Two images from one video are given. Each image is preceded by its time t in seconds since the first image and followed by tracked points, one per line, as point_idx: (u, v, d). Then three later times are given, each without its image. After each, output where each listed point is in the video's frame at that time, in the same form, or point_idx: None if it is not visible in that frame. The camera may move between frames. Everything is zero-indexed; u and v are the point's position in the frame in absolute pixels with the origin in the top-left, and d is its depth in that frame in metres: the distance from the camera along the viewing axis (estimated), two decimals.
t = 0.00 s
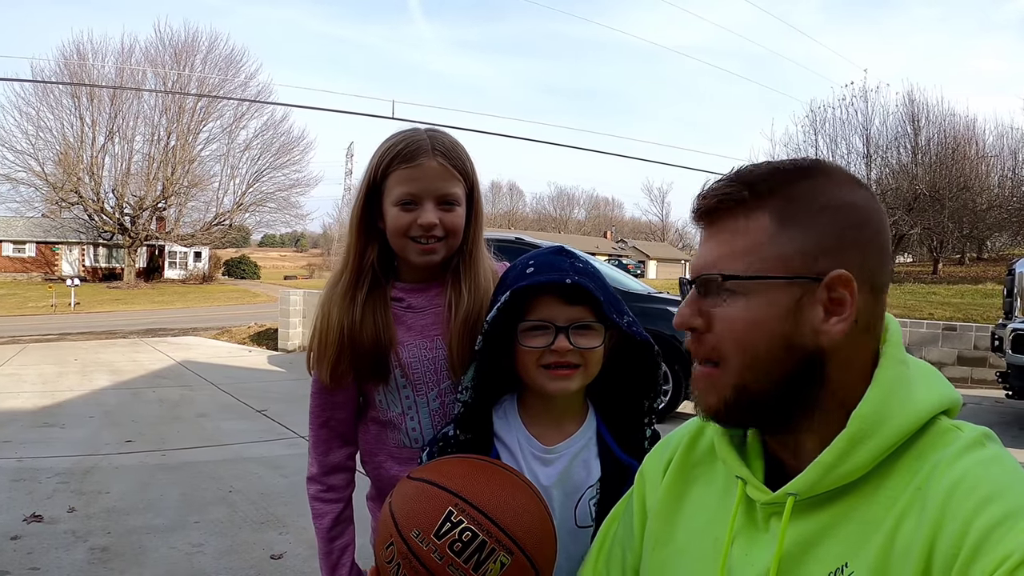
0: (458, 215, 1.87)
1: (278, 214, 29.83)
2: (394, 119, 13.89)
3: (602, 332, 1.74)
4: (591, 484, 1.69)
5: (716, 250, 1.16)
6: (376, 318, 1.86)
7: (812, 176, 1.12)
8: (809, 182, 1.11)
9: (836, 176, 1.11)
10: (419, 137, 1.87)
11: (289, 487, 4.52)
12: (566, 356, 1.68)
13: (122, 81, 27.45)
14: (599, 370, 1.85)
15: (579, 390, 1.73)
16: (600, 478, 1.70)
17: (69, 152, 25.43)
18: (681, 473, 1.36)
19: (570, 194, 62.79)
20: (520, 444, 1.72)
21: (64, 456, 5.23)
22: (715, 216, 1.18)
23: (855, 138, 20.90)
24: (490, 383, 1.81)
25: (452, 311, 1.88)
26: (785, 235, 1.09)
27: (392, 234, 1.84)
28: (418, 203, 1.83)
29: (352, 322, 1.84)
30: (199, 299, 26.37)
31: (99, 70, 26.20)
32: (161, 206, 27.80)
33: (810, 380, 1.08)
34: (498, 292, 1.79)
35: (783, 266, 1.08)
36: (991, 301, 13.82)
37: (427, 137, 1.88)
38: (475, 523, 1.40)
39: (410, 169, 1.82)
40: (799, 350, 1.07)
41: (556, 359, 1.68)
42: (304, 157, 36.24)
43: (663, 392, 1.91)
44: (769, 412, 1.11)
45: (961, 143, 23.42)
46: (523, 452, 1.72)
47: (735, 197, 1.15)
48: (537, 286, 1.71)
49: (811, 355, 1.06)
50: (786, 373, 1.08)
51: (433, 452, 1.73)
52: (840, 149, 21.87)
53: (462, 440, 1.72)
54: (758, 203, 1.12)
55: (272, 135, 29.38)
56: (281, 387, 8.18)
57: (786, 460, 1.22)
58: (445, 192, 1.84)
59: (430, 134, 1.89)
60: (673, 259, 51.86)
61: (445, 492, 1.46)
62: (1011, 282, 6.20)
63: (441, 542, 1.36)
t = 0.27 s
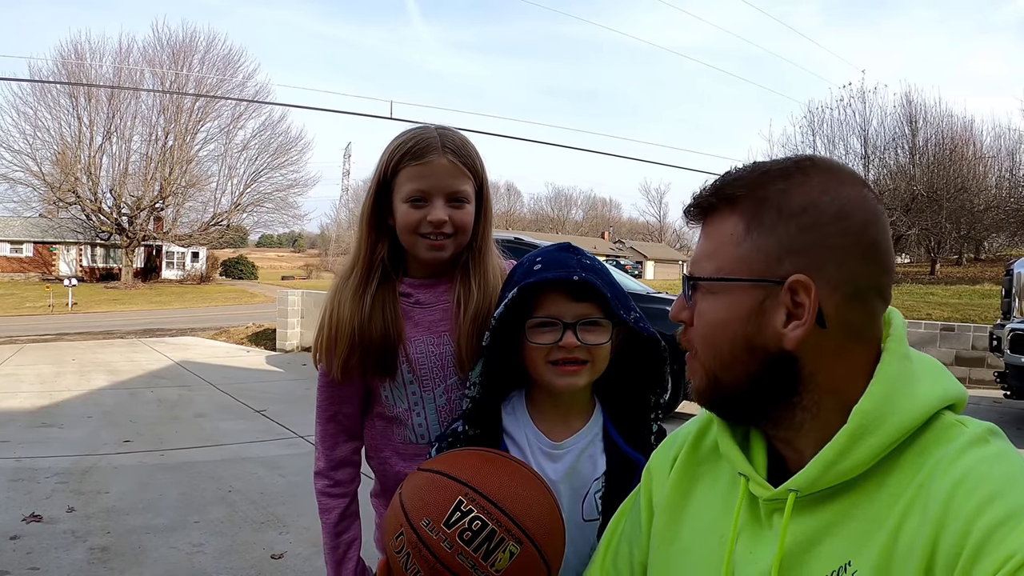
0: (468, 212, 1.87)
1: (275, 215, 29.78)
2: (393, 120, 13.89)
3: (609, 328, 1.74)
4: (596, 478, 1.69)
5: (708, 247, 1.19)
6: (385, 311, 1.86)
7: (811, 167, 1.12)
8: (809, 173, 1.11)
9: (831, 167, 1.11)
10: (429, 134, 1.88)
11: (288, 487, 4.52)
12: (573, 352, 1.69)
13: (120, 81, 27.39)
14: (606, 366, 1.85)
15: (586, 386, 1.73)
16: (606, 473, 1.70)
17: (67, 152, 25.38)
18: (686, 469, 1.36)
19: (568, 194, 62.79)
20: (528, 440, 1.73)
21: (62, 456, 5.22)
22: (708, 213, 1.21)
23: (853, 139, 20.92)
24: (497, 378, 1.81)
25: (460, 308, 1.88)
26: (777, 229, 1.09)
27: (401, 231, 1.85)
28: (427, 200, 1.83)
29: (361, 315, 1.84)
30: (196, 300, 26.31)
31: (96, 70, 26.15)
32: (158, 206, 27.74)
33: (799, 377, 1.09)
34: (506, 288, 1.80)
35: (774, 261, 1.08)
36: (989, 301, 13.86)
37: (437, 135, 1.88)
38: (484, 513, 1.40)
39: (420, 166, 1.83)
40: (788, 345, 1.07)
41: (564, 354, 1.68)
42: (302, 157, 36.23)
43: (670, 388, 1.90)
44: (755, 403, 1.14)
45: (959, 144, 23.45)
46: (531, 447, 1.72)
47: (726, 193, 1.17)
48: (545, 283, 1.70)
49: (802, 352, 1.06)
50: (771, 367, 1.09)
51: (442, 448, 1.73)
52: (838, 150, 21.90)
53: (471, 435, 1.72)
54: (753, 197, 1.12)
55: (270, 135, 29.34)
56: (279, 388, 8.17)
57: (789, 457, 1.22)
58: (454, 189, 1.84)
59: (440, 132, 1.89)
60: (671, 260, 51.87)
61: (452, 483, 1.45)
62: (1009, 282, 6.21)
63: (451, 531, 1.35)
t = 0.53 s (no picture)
0: (468, 210, 1.88)
1: (273, 215, 29.74)
2: (391, 120, 13.88)
3: (612, 321, 1.76)
4: (593, 474, 1.70)
5: (709, 244, 1.20)
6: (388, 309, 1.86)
7: (817, 164, 1.12)
8: (816, 169, 1.11)
9: (832, 164, 1.11)
10: (431, 132, 1.89)
11: (287, 487, 4.51)
12: (581, 346, 1.70)
13: (118, 81, 27.34)
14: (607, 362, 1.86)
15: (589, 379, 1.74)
16: (603, 468, 1.71)
17: (64, 152, 25.32)
18: (687, 465, 1.37)
19: (566, 195, 62.82)
20: (527, 437, 1.74)
21: (60, 456, 5.20)
22: (708, 211, 1.21)
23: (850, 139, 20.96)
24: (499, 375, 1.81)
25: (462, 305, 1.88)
26: (778, 228, 1.10)
27: (403, 229, 1.86)
28: (428, 198, 1.84)
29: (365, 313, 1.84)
30: (193, 300, 26.25)
31: (94, 70, 26.10)
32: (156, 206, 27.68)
33: (805, 378, 1.09)
34: (509, 283, 1.80)
35: (779, 262, 1.09)
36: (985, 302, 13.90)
37: (438, 133, 1.89)
38: (477, 511, 1.41)
39: (422, 164, 1.83)
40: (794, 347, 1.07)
41: (572, 347, 1.70)
42: (300, 158, 36.20)
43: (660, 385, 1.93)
44: (757, 402, 1.15)
45: (956, 145, 23.49)
46: (529, 443, 1.73)
47: (724, 193, 1.18)
48: (554, 278, 1.70)
49: (806, 353, 1.07)
50: (776, 368, 1.10)
51: (442, 445, 1.73)
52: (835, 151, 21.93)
53: (473, 433, 1.72)
54: (756, 195, 1.13)
55: (267, 135, 29.30)
56: (277, 388, 8.16)
57: (792, 458, 1.22)
58: (455, 187, 1.85)
59: (441, 131, 1.90)
60: (669, 261, 51.93)
61: (448, 481, 1.46)
62: (1006, 283, 6.23)
63: (442, 529, 1.37)
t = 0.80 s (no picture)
0: (472, 205, 1.90)
1: (270, 216, 29.74)
2: (388, 120, 13.88)
3: (604, 314, 1.78)
4: (587, 466, 1.71)
5: (708, 239, 1.21)
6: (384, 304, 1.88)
7: (815, 159, 1.12)
8: (815, 165, 1.11)
9: (832, 159, 1.11)
10: (436, 130, 1.92)
11: (284, 486, 4.52)
12: (576, 339, 1.72)
13: (116, 81, 27.33)
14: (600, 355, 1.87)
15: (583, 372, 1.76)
16: (596, 460, 1.72)
17: (62, 152, 25.27)
18: (682, 459, 1.39)
19: (563, 196, 62.85)
20: (519, 429, 1.75)
21: (57, 455, 5.20)
22: (706, 207, 1.23)
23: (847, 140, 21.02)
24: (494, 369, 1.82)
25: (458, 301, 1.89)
26: (779, 224, 1.11)
27: (409, 225, 1.89)
28: (434, 193, 1.87)
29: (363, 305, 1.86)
30: (190, 300, 26.22)
31: (91, 70, 26.08)
32: (153, 206, 27.64)
33: (807, 375, 1.10)
34: (503, 276, 1.81)
35: (779, 259, 1.10)
36: (981, 303, 13.95)
37: (443, 130, 1.92)
38: (474, 501, 1.42)
39: (428, 160, 1.86)
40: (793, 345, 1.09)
41: (566, 341, 1.71)
42: (297, 158, 36.21)
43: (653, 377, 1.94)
44: (755, 397, 1.16)
45: (953, 147, 23.57)
46: (523, 435, 1.74)
47: (725, 188, 1.19)
48: (550, 272, 1.72)
49: (806, 350, 1.08)
50: (773, 366, 1.12)
51: (435, 436, 1.74)
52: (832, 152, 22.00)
53: (467, 425, 1.73)
54: (755, 190, 1.14)
55: (265, 135, 29.29)
56: (274, 388, 8.16)
57: (789, 453, 1.24)
58: (460, 183, 1.88)
59: (446, 129, 1.93)
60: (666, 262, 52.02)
61: (445, 471, 1.48)
62: (1001, 283, 6.25)
63: (442, 519, 1.39)
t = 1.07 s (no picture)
0: (487, 207, 1.99)
1: (268, 216, 29.72)
2: (386, 120, 13.87)
3: (604, 310, 1.78)
4: (583, 463, 1.72)
5: (703, 239, 1.21)
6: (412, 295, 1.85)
7: (812, 155, 1.12)
8: (810, 162, 1.11)
9: (826, 155, 1.11)
10: (453, 136, 2.00)
11: (281, 485, 4.51)
12: (575, 335, 1.72)
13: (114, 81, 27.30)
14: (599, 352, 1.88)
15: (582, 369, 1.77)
16: (592, 458, 1.73)
17: (59, 152, 25.25)
18: (683, 457, 1.39)
19: (561, 197, 62.89)
20: (517, 424, 1.75)
21: (54, 454, 5.20)
22: (702, 206, 1.22)
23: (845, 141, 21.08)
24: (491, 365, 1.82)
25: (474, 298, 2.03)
26: (776, 221, 1.11)
27: (428, 225, 1.94)
28: (454, 194, 1.94)
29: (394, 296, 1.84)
30: (188, 300, 26.19)
31: (89, 70, 26.08)
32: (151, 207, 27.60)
33: (806, 374, 1.11)
34: (501, 274, 1.80)
35: (777, 258, 1.10)
36: (979, 303, 13.98)
37: (460, 136, 2.01)
38: (468, 497, 1.42)
39: (450, 162, 1.93)
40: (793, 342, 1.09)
41: (566, 337, 1.72)
42: (295, 158, 36.21)
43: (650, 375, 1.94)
44: (753, 396, 1.16)
45: (950, 148, 23.64)
46: (520, 431, 1.75)
47: (723, 184, 1.19)
48: (549, 268, 1.72)
49: (805, 350, 1.08)
50: (771, 366, 1.12)
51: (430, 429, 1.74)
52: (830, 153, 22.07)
53: (462, 418, 1.72)
54: (751, 188, 1.14)
55: (263, 135, 29.28)
56: (271, 388, 8.16)
57: (790, 452, 1.24)
58: (478, 184, 1.96)
59: (462, 134, 2.02)
60: (663, 263, 52.08)
61: (441, 466, 1.48)
62: (998, 283, 6.27)
63: (436, 514, 1.39)
